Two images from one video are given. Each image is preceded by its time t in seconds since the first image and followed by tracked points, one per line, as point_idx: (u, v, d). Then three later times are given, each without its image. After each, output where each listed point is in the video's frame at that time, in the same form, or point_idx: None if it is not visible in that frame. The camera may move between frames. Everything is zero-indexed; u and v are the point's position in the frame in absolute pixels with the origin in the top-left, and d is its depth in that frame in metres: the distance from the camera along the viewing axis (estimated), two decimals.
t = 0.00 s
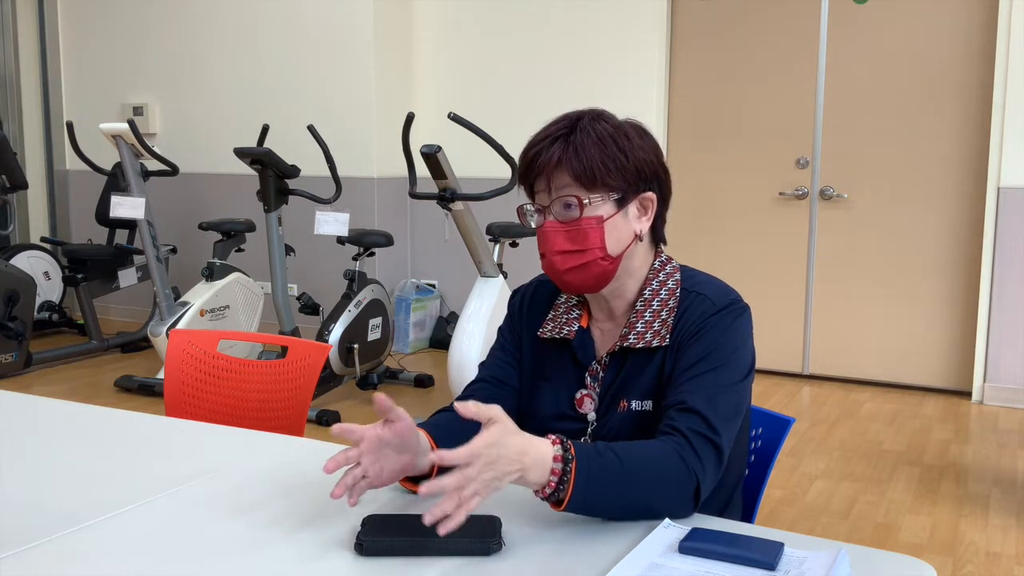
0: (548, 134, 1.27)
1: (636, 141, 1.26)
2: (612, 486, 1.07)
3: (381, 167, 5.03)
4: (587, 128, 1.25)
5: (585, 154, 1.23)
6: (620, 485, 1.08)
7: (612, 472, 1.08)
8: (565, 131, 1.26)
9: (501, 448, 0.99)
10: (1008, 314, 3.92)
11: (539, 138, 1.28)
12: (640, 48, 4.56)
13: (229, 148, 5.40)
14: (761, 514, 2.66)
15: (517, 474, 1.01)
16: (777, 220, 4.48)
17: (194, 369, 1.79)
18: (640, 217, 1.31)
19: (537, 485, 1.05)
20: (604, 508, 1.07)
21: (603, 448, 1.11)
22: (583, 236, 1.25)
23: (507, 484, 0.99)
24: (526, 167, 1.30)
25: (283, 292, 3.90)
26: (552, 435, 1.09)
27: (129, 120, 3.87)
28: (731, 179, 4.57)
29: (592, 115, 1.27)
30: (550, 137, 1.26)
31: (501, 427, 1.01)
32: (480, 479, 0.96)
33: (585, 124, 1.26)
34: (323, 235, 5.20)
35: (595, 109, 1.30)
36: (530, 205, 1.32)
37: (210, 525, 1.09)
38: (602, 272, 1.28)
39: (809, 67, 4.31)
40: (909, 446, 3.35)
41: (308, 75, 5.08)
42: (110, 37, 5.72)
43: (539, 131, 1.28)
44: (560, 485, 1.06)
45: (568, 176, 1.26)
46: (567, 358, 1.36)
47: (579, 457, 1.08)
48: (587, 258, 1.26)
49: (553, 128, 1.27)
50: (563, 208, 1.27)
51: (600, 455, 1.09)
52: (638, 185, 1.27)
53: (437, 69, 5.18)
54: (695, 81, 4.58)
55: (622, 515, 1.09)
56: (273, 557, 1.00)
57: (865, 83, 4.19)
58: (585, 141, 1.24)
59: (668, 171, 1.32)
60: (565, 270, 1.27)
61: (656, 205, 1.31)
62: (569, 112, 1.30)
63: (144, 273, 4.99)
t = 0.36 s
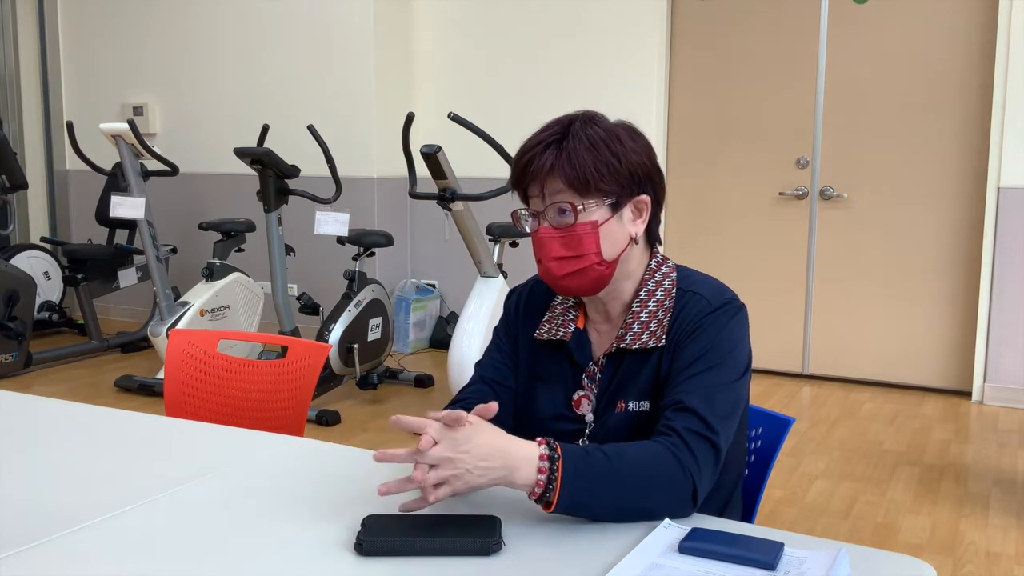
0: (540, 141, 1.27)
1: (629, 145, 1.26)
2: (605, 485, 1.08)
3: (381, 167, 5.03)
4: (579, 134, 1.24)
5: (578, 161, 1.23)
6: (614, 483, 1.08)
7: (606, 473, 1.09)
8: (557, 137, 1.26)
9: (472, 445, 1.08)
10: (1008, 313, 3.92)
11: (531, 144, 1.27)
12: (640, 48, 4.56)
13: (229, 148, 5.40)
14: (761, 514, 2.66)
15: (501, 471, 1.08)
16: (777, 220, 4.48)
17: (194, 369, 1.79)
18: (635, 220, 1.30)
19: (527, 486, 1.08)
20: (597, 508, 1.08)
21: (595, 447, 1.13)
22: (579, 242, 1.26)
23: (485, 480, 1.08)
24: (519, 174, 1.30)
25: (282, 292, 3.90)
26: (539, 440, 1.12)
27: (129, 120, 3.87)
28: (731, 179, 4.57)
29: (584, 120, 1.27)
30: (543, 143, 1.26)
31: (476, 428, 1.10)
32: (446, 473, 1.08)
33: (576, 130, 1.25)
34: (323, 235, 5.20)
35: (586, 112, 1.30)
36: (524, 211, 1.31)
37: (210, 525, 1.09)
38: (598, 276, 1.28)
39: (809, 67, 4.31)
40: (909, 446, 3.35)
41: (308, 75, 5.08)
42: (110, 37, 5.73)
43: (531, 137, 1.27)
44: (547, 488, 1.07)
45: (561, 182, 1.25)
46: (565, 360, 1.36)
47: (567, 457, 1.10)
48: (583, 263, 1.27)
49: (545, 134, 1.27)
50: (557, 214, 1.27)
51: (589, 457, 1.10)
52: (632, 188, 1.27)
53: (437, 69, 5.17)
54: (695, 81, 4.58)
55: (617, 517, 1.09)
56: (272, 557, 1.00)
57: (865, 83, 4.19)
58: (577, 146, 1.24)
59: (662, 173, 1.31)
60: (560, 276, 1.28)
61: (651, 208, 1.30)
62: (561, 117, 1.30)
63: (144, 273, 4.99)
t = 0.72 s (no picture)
0: (540, 140, 1.26)
1: (628, 145, 1.26)
2: (604, 484, 1.08)
3: (381, 167, 5.03)
4: (579, 133, 1.24)
5: (578, 160, 1.23)
6: (613, 483, 1.08)
7: (607, 469, 1.09)
8: (556, 137, 1.26)
9: (470, 436, 1.11)
10: (1009, 313, 3.92)
11: (530, 144, 1.27)
12: (639, 48, 4.55)
13: (229, 149, 5.40)
14: (761, 514, 2.66)
15: (496, 466, 1.09)
16: (777, 220, 4.47)
17: (194, 369, 1.79)
18: (634, 220, 1.30)
19: (525, 482, 1.09)
20: (598, 509, 1.08)
21: (593, 447, 1.13)
22: (578, 241, 1.26)
23: (479, 471, 1.10)
24: (518, 174, 1.29)
25: (282, 292, 3.90)
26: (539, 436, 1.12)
27: (129, 121, 3.87)
28: (731, 179, 4.57)
29: (583, 119, 1.27)
30: (542, 143, 1.26)
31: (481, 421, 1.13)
32: (444, 461, 1.12)
33: (576, 130, 1.25)
34: (323, 235, 5.20)
35: (585, 112, 1.30)
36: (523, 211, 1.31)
37: (210, 524, 1.09)
38: (598, 276, 1.28)
39: (809, 67, 4.31)
40: (909, 446, 3.35)
41: (308, 75, 5.08)
42: (110, 38, 5.73)
43: (530, 136, 1.27)
44: (545, 487, 1.08)
45: (561, 181, 1.25)
46: (564, 360, 1.36)
47: (565, 457, 1.10)
48: (582, 263, 1.26)
49: (545, 134, 1.27)
50: (557, 214, 1.26)
51: (591, 457, 1.10)
52: (631, 188, 1.27)
53: (437, 69, 5.17)
54: (696, 80, 4.58)
55: (617, 517, 1.09)
56: (271, 557, 1.00)
57: (865, 83, 4.19)
58: (577, 146, 1.24)
59: (661, 172, 1.31)
60: (560, 276, 1.28)
61: (649, 207, 1.31)
62: (560, 117, 1.30)
63: (144, 273, 4.99)
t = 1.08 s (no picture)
0: (554, 129, 1.27)
1: (642, 142, 1.27)
2: (605, 482, 1.08)
3: (381, 167, 5.03)
4: (594, 124, 1.25)
5: (591, 149, 1.24)
6: (614, 481, 1.09)
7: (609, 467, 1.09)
8: (571, 126, 1.26)
9: (469, 432, 1.10)
10: (1009, 313, 3.92)
11: (544, 132, 1.28)
12: (640, 48, 4.55)
13: (229, 149, 5.40)
14: (761, 514, 2.66)
15: (495, 461, 1.08)
16: (777, 220, 4.47)
17: (193, 369, 1.79)
18: (640, 218, 1.31)
19: (525, 478, 1.09)
20: (598, 508, 1.08)
21: (593, 445, 1.13)
22: (585, 230, 1.26)
23: (477, 466, 1.08)
24: (530, 161, 1.30)
25: (283, 292, 3.90)
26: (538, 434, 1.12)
27: (129, 120, 3.87)
28: (731, 179, 4.57)
29: (599, 112, 1.28)
30: (556, 131, 1.27)
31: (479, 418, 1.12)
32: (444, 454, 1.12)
33: (591, 121, 1.26)
34: (323, 235, 5.20)
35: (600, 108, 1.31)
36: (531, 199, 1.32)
37: (210, 525, 1.09)
38: (601, 268, 1.28)
39: (809, 67, 4.31)
40: (909, 446, 3.35)
41: (308, 75, 5.08)
42: (110, 38, 5.73)
43: (546, 125, 1.28)
44: (543, 484, 1.09)
45: (572, 170, 1.26)
46: (564, 358, 1.36)
47: (565, 455, 1.10)
48: (587, 253, 1.26)
49: (560, 123, 1.27)
50: (565, 203, 1.27)
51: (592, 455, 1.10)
52: (640, 184, 1.28)
53: (438, 68, 5.17)
54: (696, 80, 4.58)
55: (616, 515, 1.09)
56: (272, 557, 1.00)
57: (865, 82, 4.19)
58: (591, 136, 1.25)
59: (670, 174, 1.32)
60: (564, 264, 1.27)
61: (656, 207, 1.31)
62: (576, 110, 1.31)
63: (144, 273, 4.99)
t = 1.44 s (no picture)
0: (555, 129, 1.27)
1: (642, 141, 1.27)
2: (605, 481, 1.08)
3: (381, 167, 5.03)
4: (595, 125, 1.25)
5: (592, 150, 1.23)
6: (614, 480, 1.09)
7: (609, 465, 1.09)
8: (572, 127, 1.26)
9: (467, 437, 1.11)
10: (1009, 313, 3.92)
11: (545, 133, 1.28)
12: (640, 48, 4.55)
13: (229, 149, 5.40)
14: (761, 514, 2.66)
15: (496, 464, 1.09)
16: (777, 220, 4.47)
17: (193, 369, 1.79)
18: (641, 218, 1.31)
19: (525, 480, 1.09)
20: (598, 508, 1.08)
21: (593, 445, 1.13)
22: (587, 231, 1.26)
23: (479, 471, 1.10)
24: (531, 162, 1.30)
25: (283, 293, 3.90)
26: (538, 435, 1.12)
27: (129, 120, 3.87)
28: (731, 179, 4.57)
29: (599, 112, 1.28)
30: (557, 132, 1.26)
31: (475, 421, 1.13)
32: (443, 462, 1.12)
33: (592, 122, 1.26)
34: (323, 235, 5.20)
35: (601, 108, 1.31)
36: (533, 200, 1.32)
37: (211, 525, 1.09)
38: (603, 269, 1.28)
39: (809, 67, 4.31)
40: (909, 446, 3.35)
41: (308, 75, 5.08)
42: (110, 38, 5.73)
43: (546, 125, 1.28)
44: (543, 487, 1.08)
45: (573, 171, 1.26)
46: (563, 357, 1.36)
47: (565, 455, 1.10)
48: (589, 254, 1.26)
49: (560, 123, 1.27)
50: (567, 203, 1.27)
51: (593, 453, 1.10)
52: (641, 184, 1.28)
53: (438, 68, 5.17)
54: (696, 80, 4.58)
55: (615, 514, 1.09)
56: (272, 557, 1.00)
57: (865, 82, 4.19)
58: (592, 137, 1.24)
59: (671, 173, 1.32)
60: (565, 265, 1.27)
61: (658, 207, 1.31)
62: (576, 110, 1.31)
63: (144, 273, 4.99)
